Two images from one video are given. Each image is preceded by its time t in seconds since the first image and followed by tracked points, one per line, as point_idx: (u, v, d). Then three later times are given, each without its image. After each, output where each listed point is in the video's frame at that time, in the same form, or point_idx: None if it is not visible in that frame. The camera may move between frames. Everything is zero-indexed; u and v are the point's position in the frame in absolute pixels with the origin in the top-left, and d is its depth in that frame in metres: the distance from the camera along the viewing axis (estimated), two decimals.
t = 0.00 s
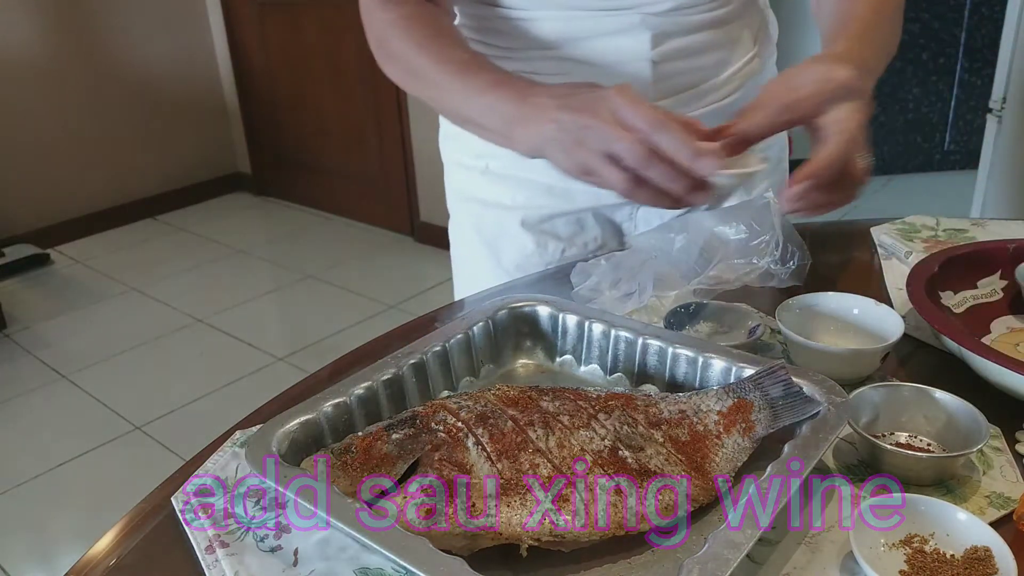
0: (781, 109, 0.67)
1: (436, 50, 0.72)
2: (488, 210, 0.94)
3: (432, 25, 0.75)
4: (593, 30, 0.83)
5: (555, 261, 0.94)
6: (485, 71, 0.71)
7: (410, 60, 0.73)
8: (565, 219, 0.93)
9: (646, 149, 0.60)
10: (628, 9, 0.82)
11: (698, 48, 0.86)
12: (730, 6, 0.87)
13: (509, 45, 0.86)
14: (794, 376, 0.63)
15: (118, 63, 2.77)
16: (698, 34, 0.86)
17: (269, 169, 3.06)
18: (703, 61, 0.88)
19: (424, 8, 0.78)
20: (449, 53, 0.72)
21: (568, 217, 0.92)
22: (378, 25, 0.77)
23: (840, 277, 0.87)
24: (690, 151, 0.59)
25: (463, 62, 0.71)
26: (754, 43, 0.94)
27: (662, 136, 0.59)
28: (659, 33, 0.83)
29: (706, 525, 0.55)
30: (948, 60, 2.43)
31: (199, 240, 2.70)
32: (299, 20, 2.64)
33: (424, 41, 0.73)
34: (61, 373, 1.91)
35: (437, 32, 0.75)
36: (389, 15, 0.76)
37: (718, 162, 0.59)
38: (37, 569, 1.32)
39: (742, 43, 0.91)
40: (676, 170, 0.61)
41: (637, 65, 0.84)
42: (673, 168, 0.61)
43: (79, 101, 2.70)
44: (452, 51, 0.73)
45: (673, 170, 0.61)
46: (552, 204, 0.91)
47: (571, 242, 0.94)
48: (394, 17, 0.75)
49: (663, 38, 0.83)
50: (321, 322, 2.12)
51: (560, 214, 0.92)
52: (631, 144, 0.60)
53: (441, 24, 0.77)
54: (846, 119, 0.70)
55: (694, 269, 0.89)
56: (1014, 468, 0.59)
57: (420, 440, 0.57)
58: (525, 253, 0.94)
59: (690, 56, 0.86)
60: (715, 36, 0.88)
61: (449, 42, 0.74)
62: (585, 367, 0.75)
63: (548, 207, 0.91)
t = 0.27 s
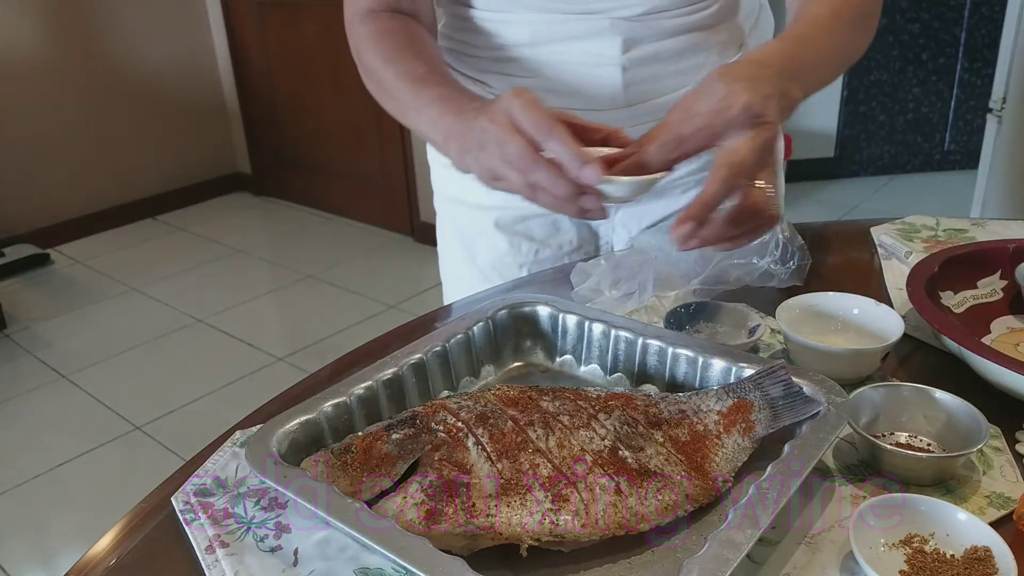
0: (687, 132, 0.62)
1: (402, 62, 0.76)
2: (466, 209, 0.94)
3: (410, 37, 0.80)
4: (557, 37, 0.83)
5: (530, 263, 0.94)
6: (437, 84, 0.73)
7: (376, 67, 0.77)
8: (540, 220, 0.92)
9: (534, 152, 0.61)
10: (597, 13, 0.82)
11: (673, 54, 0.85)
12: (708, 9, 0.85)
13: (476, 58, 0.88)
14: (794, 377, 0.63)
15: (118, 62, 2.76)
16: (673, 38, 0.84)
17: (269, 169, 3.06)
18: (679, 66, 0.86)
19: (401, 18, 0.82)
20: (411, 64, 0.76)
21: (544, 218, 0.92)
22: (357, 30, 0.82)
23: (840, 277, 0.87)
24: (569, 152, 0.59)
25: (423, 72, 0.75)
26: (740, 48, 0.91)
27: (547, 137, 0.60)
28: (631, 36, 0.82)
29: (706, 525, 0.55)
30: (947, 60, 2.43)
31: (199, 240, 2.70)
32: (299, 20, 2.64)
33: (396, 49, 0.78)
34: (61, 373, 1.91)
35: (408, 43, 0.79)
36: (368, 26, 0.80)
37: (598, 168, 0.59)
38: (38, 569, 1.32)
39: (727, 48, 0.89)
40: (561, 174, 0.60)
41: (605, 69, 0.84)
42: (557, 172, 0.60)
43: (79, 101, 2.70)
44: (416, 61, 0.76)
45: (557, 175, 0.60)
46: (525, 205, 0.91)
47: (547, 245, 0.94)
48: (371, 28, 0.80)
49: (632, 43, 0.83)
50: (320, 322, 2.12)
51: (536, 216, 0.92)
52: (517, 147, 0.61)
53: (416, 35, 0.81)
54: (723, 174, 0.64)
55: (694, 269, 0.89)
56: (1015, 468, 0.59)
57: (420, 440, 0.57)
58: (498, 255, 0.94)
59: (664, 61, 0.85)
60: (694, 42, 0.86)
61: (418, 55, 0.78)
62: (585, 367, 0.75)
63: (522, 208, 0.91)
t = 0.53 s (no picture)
0: (629, 135, 0.65)
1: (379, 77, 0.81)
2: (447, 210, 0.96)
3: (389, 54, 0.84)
4: (537, 43, 0.86)
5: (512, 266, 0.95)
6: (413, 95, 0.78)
7: (356, 78, 0.83)
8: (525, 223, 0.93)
9: (477, 159, 0.66)
10: (577, 18, 0.85)
11: (654, 60, 0.87)
12: (694, 12, 0.87)
13: (461, 62, 0.92)
14: (794, 377, 0.63)
15: (118, 62, 2.76)
16: (655, 43, 0.87)
17: (269, 169, 3.06)
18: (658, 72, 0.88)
19: (387, 32, 0.87)
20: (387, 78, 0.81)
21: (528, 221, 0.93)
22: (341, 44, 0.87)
23: (840, 277, 0.87)
24: (504, 160, 0.62)
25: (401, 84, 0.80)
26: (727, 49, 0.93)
27: (484, 143, 0.64)
28: (611, 43, 0.85)
29: (706, 525, 0.55)
30: (948, 60, 2.43)
31: (199, 240, 2.70)
32: (300, 20, 2.64)
33: (380, 62, 0.83)
34: (61, 374, 1.91)
35: (392, 55, 0.84)
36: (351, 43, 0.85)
37: (539, 182, 0.60)
38: (38, 570, 1.32)
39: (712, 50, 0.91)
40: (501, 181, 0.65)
41: (586, 75, 0.87)
42: (496, 178, 0.65)
43: (80, 101, 2.70)
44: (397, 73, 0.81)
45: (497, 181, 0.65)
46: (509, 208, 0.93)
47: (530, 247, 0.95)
48: (355, 44, 0.85)
49: (612, 49, 0.86)
50: (321, 322, 2.12)
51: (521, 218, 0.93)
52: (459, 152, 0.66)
53: (401, 50, 0.86)
54: (660, 178, 0.65)
55: (694, 269, 0.89)
56: (1015, 468, 0.59)
57: (420, 440, 0.57)
58: (483, 257, 0.95)
59: (645, 67, 0.88)
60: (677, 47, 0.88)
61: (400, 68, 0.83)
62: (585, 367, 0.75)
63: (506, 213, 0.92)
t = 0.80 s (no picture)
0: (595, 129, 0.65)
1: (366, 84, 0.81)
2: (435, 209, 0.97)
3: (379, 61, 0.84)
4: (526, 46, 0.87)
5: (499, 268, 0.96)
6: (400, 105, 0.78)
7: (343, 86, 0.83)
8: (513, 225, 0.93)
9: (454, 149, 0.64)
10: (564, 24, 0.85)
11: (642, 65, 0.87)
12: (684, 18, 0.87)
13: (450, 65, 0.93)
14: (794, 376, 0.63)
15: (117, 62, 2.76)
16: (643, 49, 0.87)
17: (269, 169, 3.06)
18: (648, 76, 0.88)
19: (376, 40, 0.87)
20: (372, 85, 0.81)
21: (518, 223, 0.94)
22: (330, 52, 0.87)
23: (840, 277, 0.87)
24: (484, 150, 0.62)
25: (388, 94, 0.80)
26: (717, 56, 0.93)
27: (465, 133, 0.64)
28: (598, 49, 0.86)
29: (706, 525, 0.55)
30: (948, 60, 2.43)
31: (199, 240, 2.70)
32: (299, 20, 2.64)
33: (369, 70, 0.83)
34: (61, 374, 1.91)
35: (381, 64, 0.84)
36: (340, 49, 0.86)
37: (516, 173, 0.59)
38: (38, 569, 1.32)
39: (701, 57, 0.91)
40: (477, 172, 0.63)
41: (572, 79, 0.87)
42: (472, 169, 0.63)
43: (80, 101, 2.70)
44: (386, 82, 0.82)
45: (472, 173, 0.63)
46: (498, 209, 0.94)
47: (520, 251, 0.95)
48: (342, 49, 0.85)
49: (599, 54, 0.86)
50: (320, 322, 2.12)
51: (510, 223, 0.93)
52: (437, 141, 0.64)
53: (391, 59, 0.86)
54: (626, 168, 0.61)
55: (695, 270, 0.89)
56: (1015, 468, 0.59)
57: (419, 440, 0.57)
58: (472, 259, 0.95)
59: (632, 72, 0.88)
60: (665, 53, 0.88)
61: (388, 77, 0.83)
62: (585, 367, 0.75)
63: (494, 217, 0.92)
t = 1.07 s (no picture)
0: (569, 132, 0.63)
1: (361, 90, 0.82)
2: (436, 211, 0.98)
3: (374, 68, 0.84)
4: (519, 50, 0.87)
5: (496, 267, 0.96)
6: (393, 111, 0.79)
7: (337, 89, 0.83)
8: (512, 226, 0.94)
9: (429, 157, 0.64)
10: (556, 27, 0.85)
11: (635, 68, 0.87)
12: (678, 20, 0.87)
13: (446, 67, 0.93)
14: (794, 376, 0.63)
15: (117, 62, 2.76)
16: (637, 53, 0.86)
17: (269, 169, 3.06)
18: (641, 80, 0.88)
19: (372, 45, 0.87)
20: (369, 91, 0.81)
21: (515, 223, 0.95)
22: (325, 56, 0.87)
23: (839, 277, 0.87)
24: (458, 158, 0.61)
25: (382, 99, 0.80)
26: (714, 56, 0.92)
27: (441, 141, 0.63)
28: (590, 53, 0.85)
29: (706, 525, 0.55)
30: (948, 60, 2.43)
31: (199, 240, 2.70)
32: (299, 20, 2.64)
33: (364, 75, 0.83)
34: (60, 374, 1.91)
35: (376, 69, 0.84)
36: (334, 54, 0.86)
37: (490, 182, 0.57)
38: (38, 569, 1.32)
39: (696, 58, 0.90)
40: (453, 179, 0.62)
41: (564, 83, 0.87)
42: (447, 176, 0.63)
43: (80, 101, 2.70)
44: (380, 87, 0.82)
45: (447, 181, 0.63)
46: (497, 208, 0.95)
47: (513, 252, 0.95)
48: (336, 56, 0.86)
49: (592, 58, 0.86)
50: (320, 322, 2.12)
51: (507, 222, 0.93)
52: (412, 149, 0.64)
53: (386, 63, 0.86)
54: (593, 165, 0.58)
55: (694, 268, 0.90)
56: (1015, 468, 0.59)
57: (419, 440, 0.57)
58: (469, 259, 0.96)
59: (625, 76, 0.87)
60: (658, 56, 0.87)
61: (382, 81, 0.83)
62: (585, 367, 0.75)
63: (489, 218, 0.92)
